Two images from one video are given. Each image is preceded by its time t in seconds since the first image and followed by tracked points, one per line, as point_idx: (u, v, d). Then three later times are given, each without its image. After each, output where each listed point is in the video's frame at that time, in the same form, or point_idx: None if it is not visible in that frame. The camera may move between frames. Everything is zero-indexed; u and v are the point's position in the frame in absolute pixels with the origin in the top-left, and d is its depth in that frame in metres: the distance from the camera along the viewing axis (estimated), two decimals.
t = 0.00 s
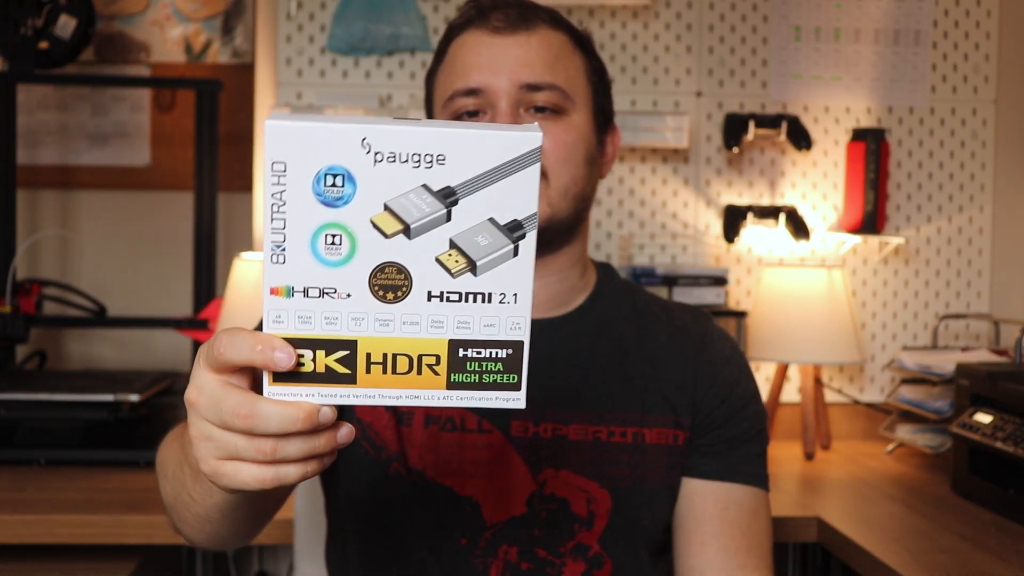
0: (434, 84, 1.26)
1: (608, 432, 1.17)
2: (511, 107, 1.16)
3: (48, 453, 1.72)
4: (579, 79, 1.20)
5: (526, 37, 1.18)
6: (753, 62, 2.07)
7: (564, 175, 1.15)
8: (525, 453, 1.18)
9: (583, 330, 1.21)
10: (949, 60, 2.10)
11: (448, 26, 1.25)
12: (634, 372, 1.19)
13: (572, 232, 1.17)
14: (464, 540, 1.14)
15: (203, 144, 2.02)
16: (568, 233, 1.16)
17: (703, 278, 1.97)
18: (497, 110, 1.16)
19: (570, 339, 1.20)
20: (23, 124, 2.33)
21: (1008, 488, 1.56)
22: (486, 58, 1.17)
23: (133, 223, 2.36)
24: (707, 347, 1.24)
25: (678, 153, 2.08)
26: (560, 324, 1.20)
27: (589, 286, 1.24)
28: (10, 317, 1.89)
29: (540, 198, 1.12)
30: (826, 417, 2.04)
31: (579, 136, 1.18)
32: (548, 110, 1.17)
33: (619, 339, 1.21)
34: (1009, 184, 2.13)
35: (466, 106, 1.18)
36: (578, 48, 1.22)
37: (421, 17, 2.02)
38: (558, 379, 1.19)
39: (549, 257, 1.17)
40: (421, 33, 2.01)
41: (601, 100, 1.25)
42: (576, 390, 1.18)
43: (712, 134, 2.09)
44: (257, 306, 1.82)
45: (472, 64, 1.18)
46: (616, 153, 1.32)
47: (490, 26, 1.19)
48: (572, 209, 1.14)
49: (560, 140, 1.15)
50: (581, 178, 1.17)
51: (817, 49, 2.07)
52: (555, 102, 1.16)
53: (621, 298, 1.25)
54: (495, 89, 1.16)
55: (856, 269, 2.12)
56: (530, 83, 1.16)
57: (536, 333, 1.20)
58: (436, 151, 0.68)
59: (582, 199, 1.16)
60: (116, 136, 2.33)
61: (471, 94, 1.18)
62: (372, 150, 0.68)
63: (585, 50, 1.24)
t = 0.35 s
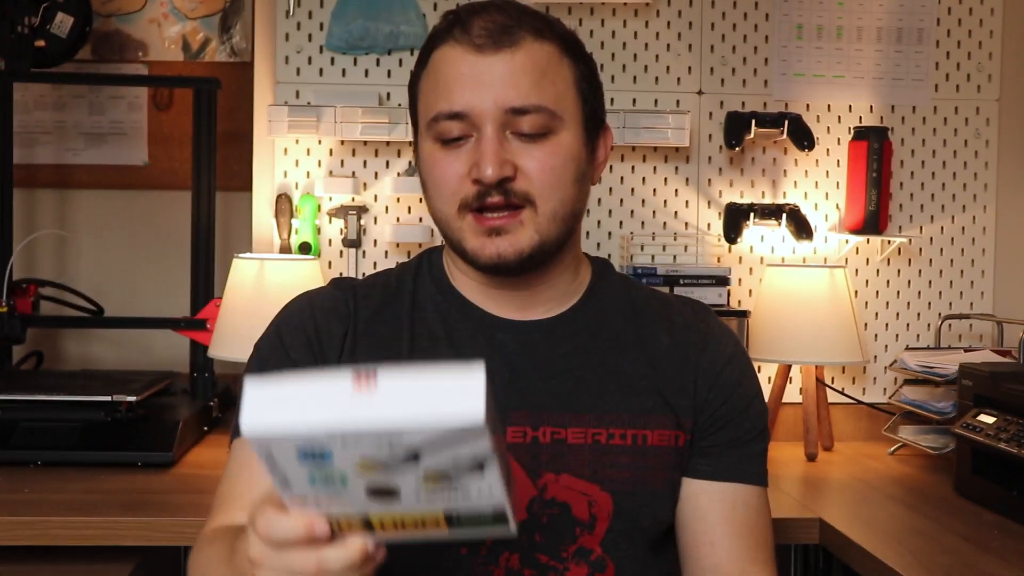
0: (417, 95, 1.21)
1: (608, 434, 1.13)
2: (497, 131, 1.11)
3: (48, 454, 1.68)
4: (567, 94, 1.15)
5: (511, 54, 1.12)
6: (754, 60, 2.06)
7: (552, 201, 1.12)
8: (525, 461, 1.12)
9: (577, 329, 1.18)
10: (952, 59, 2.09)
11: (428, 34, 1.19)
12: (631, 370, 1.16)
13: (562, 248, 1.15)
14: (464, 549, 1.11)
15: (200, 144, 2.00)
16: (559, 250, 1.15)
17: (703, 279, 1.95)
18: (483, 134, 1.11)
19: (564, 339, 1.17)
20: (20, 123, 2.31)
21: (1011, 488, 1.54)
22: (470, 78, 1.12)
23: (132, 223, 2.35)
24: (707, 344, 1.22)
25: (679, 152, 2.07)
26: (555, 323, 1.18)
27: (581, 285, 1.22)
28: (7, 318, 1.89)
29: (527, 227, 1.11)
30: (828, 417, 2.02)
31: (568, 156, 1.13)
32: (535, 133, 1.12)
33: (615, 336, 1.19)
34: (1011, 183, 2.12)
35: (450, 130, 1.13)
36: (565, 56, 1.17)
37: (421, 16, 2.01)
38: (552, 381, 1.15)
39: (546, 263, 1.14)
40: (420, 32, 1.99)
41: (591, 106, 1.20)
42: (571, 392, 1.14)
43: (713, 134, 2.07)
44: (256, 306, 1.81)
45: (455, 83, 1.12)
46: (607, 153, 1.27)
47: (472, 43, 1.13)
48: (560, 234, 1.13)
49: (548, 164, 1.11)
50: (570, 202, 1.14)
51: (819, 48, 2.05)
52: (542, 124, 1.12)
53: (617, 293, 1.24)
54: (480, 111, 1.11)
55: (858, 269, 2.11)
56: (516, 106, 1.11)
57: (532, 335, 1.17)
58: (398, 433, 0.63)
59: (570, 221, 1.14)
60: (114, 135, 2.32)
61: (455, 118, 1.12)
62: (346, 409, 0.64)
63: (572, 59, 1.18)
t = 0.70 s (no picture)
0: (401, 96, 1.13)
1: (584, 427, 1.07)
2: (480, 143, 1.04)
3: (47, 454, 1.68)
4: (554, 100, 1.07)
5: (495, 63, 1.04)
6: (754, 60, 2.06)
7: (537, 214, 1.05)
8: (498, 454, 1.07)
9: (559, 323, 1.12)
10: (951, 59, 2.09)
11: (414, 35, 1.11)
12: (612, 363, 1.09)
13: (547, 258, 1.08)
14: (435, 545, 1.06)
15: (200, 144, 2.00)
16: (545, 259, 1.08)
17: (703, 278, 1.95)
18: (465, 146, 1.04)
19: (546, 332, 1.11)
20: (21, 123, 2.31)
21: (1010, 488, 1.55)
22: (453, 86, 1.04)
23: (133, 223, 2.35)
24: (695, 331, 1.13)
25: (679, 152, 2.07)
26: (539, 317, 1.12)
27: (570, 281, 1.15)
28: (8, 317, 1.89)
29: (510, 240, 1.04)
30: (828, 418, 2.02)
31: (554, 166, 1.06)
32: (519, 145, 1.05)
33: (599, 331, 1.12)
34: (1010, 183, 2.13)
35: (432, 140, 1.06)
36: (555, 60, 1.09)
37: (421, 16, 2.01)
38: (531, 375, 1.09)
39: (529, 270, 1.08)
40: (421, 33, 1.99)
41: (583, 108, 1.12)
42: (544, 385, 1.09)
43: (713, 134, 2.08)
44: (258, 306, 1.82)
45: (437, 90, 1.05)
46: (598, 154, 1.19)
47: (455, 50, 1.05)
48: (543, 246, 1.06)
49: (533, 177, 1.04)
50: (556, 212, 1.06)
51: (819, 48, 2.06)
52: (528, 136, 1.04)
53: (604, 285, 1.17)
54: (462, 122, 1.04)
55: (857, 269, 2.11)
56: (500, 117, 1.03)
57: (513, 331, 1.11)
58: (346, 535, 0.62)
59: (554, 231, 1.07)
60: (114, 135, 2.32)
61: (438, 127, 1.05)
62: (322, 493, 0.62)
63: (564, 62, 1.10)
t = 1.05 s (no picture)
0: (386, 96, 1.14)
1: (573, 429, 1.07)
2: (454, 144, 1.04)
3: (47, 454, 1.68)
4: (531, 100, 1.07)
5: (469, 64, 1.04)
6: (754, 60, 2.06)
7: (511, 212, 1.04)
8: (491, 457, 1.07)
9: (549, 325, 1.12)
10: (951, 60, 2.09)
11: (395, 37, 1.11)
12: (602, 365, 1.09)
13: (527, 256, 1.08)
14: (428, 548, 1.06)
15: (200, 144, 2.00)
16: (524, 256, 1.08)
17: (703, 279, 1.95)
18: (439, 145, 1.04)
19: (536, 335, 1.11)
20: (21, 123, 2.31)
21: (1010, 488, 1.55)
22: (427, 86, 1.04)
23: (133, 223, 2.35)
24: (684, 332, 1.13)
25: (679, 152, 2.07)
26: (529, 319, 1.12)
27: (559, 281, 1.15)
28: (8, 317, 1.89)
29: (485, 237, 1.04)
30: (827, 418, 2.02)
31: (529, 166, 1.06)
32: (493, 145, 1.04)
33: (589, 333, 1.12)
34: (1010, 183, 2.13)
35: (410, 140, 1.06)
36: (531, 60, 1.08)
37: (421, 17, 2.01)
38: (520, 377, 1.09)
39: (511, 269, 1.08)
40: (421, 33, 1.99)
41: (565, 107, 1.12)
42: (533, 387, 1.08)
43: (713, 134, 2.08)
44: (257, 306, 1.81)
45: (412, 90, 1.05)
46: (585, 155, 1.19)
47: (430, 51, 1.05)
48: (519, 245, 1.06)
49: (506, 177, 1.04)
50: (533, 211, 1.06)
51: (819, 48, 2.06)
52: (501, 136, 1.04)
53: (596, 285, 1.17)
54: (437, 122, 1.04)
55: (857, 269, 2.11)
56: (473, 117, 1.03)
57: (504, 333, 1.11)
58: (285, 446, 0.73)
59: (531, 232, 1.07)
60: (114, 135, 2.32)
61: (414, 127, 1.05)
62: (275, 403, 0.73)
63: (543, 61, 1.09)
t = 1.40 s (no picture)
0: (385, 94, 1.13)
1: (573, 430, 1.07)
2: (461, 133, 1.03)
3: (47, 454, 1.68)
4: (536, 90, 1.07)
5: (475, 54, 1.04)
6: (754, 60, 2.06)
7: (519, 201, 1.04)
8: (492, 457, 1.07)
9: (549, 326, 1.11)
10: (951, 60, 2.09)
11: (395, 32, 1.11)
12: (600, 365, 1.09)
13: (533, 247, 1.08)
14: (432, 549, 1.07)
15: (200, 144, 2.00)
16: (531, 248, 1.08)
17: (703, 279, 1.95)
18: (447, 135, 1.04)
19: (534, 336, 1.11)
20: (21, 123, 2.31)
21: (1010, 488, 1.55)
22: (433, 77, 1.04)
23: (133, 223, 2.36)
24: (681, 329, 1.13)
25: (679, 153, 2.07)
26: (526, 321, 1.11)
27: (558, 279, 1.15)
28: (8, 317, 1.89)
29: (494, 226, 1.03)
30: (827, 417, 2.02)
31: (536, 155, 1.06)
32: (501, 134, 1.04)
33: (587, 333, 1.12)
34: (1010, 183, 2.13)
35: (415, 131, 1.05)
36: (534, 52, 1.08)
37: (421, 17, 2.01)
38: (517, 379, 1.08)
39: (515, 262, 1.08)
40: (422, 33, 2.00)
41: (565, 100, 1.12)
42: (531, 389, 1.08)
43: (713, 134, 2.08)
44: (257, 306, 1.81)
45: (418, 81, 1.05)
46: (582, 150, 1.19)
47: (435, 41, 1.05)
48: (528, 234, 1.06)
49: (515, 165, 1.04)
50: (540, 201, 1.06)
51: (819, 48, 2.06)
52: (509, 125, 1.04)
53: (593, 285, 1.17)
54: (443, 112, 1.03)
55: (857, 269, 2.11)
56: (480, 106, 1.03)
57: (502, 335, 1.11)
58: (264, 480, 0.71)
59: (539, 221, 1.07)
60: (114, 135, 2.32)
61: (419, 118, 1.04)
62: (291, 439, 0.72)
63: (546, 52, 1.10)
